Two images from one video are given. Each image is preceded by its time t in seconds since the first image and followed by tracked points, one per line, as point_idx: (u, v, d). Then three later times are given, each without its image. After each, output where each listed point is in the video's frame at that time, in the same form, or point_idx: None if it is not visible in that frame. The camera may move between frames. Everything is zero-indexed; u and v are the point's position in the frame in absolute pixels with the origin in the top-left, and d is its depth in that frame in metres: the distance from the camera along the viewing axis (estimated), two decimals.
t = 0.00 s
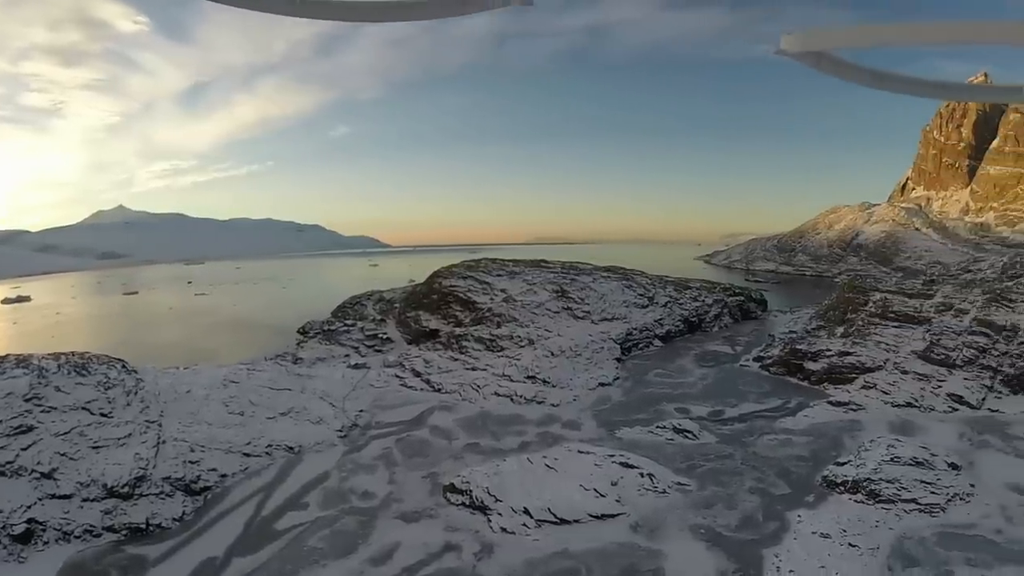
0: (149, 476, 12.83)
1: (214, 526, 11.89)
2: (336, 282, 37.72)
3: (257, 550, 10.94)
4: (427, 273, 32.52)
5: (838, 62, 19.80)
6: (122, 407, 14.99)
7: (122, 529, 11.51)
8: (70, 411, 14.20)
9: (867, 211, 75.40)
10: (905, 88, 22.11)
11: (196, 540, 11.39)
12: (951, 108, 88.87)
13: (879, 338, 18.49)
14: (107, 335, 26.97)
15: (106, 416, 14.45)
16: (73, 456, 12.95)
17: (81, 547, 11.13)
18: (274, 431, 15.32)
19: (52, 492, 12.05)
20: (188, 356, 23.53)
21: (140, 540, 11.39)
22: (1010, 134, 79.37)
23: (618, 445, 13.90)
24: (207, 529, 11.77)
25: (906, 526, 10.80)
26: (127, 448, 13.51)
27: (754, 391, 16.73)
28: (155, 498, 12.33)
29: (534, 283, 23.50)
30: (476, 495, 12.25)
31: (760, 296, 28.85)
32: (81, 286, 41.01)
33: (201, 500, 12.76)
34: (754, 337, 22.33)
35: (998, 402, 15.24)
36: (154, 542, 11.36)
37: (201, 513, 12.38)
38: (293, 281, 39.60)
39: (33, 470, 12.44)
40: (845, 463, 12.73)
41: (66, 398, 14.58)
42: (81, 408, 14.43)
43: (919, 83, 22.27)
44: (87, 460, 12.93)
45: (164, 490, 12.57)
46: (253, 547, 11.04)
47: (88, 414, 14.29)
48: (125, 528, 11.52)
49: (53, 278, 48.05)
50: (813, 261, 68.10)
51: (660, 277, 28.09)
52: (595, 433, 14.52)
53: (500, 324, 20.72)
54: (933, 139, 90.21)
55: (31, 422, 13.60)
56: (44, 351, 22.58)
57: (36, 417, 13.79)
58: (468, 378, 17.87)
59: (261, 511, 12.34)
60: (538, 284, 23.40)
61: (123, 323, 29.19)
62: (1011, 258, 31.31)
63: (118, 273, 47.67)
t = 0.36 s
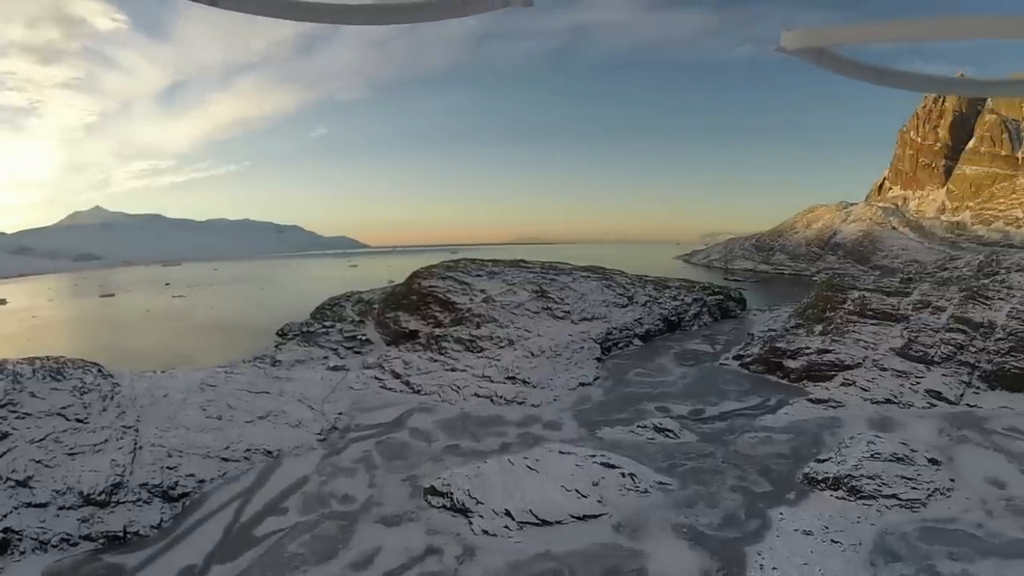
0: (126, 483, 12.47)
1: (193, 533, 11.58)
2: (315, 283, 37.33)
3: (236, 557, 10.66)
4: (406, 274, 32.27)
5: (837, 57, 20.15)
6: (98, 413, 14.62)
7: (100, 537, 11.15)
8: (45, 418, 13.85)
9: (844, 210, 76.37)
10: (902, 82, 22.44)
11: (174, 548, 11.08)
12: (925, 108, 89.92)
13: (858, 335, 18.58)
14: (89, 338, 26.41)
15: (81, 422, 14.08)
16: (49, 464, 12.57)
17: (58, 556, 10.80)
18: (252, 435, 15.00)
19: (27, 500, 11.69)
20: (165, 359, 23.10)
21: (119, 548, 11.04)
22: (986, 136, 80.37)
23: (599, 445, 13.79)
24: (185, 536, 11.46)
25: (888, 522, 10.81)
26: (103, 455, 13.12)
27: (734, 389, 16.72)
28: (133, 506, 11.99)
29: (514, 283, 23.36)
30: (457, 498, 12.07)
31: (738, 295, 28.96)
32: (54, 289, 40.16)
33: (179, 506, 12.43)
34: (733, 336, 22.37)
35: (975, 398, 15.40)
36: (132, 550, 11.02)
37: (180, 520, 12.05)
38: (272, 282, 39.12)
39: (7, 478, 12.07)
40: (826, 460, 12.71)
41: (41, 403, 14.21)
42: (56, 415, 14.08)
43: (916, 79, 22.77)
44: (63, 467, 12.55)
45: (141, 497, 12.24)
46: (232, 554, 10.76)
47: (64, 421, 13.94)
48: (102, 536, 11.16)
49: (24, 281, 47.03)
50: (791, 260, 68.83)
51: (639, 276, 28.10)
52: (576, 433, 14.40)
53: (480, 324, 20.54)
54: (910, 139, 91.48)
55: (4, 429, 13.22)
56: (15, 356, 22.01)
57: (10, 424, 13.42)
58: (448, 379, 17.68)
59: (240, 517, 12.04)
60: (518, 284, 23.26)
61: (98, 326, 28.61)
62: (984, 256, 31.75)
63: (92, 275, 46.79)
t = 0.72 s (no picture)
0: (100, 491, 12.09)
1: (168, 541, 11.24)
2: (292, 285, 36.89)
3: (212, 566, 10.35)
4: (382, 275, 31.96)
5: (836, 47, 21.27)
6: (70, 420, 14.21)
7: (74, 548, 10.79)
8: (15, 426, 13.41)
9: (818, 209, 77.39)
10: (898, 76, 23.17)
11: (149, 558, 10.74)
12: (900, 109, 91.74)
13: (833, 332, 18.68)
14: (64, 343, 25.80)
15: (53, 429, 13.64)
16: (20, 473, 12.14)
17: (31, 568, 10.41)
18: (227, 440, 14.65)
19: None
20: (138, 364, 22.59)
21: (93, 560, 10.69)
22: (959, 137, 82.09)
23: (577, 445, 13.67)
24: (161, 545, 11.12)
25: (867, 517, 10.82)
26: (76, 462, 12.71)
27: (711, 387, 16.71)
28: (107, 515, 11.62)
29: (490, 283, 23.20)
30: (435, 501, 11.86)
31: (714, 293, 29.06)
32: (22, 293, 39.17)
33: (154, 515, 12.08)
34: (709, 334, 22.42)
35: (950, 393, 15.56)
36: (105, 561, 10.66)
37: (155, 529, 11.71)
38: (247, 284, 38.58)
39: None
40: (804, 456, 12.70)
41: (9, 412, 13.73)
42: (26, 423, 13.63)
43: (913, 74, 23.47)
44: (35, 476, 12.12)
45: (116, 505, 11.86)
46: (208, 563, 10.45)
47: (35, 429, 13.50)
48: (76, 547, 10.80)
49: None
50: (767, 259, 69.65)
51: (616, 276, 28.10)
52: (554, 433, 14.26)
53: (456, 325, 20.35)
54: (884, 140, 93.04)
55: None
56: None
57: None
58: (425, 381, 17.46)
59: (216, 524, 11.72)
60: (494, 284, 23.11)
61: (69, 331, 27.92)
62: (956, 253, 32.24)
63: (60, 280, 45.72)
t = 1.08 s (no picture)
0: (73, 499, 11.71)
1: (143, 551, 10.91)
2: (266, 287, 36.35)
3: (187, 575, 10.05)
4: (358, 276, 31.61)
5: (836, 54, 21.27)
6: (42, 427, 13.78)
7: (47, 559, 10.43)
8: None
9: (792, 208, 78.22)
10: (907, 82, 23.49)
11: (124, 568, 10.41)
12: (875, 110, 91.68)
13: (809, 330, 18.76)
14: (32, 348, 25.11)
15: (24, 438, 13.21)
16: None
17: None
18: (202, 446, 14.30)
19: None
20: (110, 368, 22.06)
21: (67, 571, 10.33)
22: (931, 137, 83.83)
23: (555, 445, 13.54)
24: (136, 554, 10.79)
25: (846, 512, 10.82)
26: (47, 471, 12.30)
27: (688, 386, 16.69)
28: (81, 524, 11.26)
29: (466, 284, 23.05)
30: (413, 504, 11.65)
31: (690, 292, 29.13)
32: None
33: (129, 523, 11.73)
34: (686, 333, 22.46)
35: (926, 388, 15.68)
36: (79, 572, 10.31)
37: (130, 538, 11.36)
38: (220, 286, 37.94)
39: None
40: (782, 453, 12.69)
41: None
42: None
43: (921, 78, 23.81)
44: (5, 486, 11.70)
45: (90, 515, 11.50)
46: (183, 572, 10.15)
47: (4, 437, 13.04)
48: (50, 558, 10.44)
49: None
50: (742, 257, 70.28)
51: (592, 276, 28.06)
52: (532, 434, 14.13)
53: (432, 326, 20.15)
54: (857, 140, 93.87)
55: None
56: None
57: None
58: (401, 382, 17.25)
59: (192, 532, 11.40)
60: (470, 285, 22.96)
61: (36, 335, 27.16)
62: (926, 252, 32.63)
63: (24, 284, 44.54)
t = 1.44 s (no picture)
0: (46, 509, 11.37)
1: (117, 561, 10.60)
2: (241, 289, 35.82)
3: None
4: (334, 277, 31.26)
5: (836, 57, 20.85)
6: (13, 435, 13.30)
7: (20, 572, 10.11)
8: None
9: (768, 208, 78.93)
10: (906, 84, 23.07)
11: None
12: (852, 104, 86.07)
13: (785, 327, 18.84)
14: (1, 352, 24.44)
15: None
16: None
17: None
18: (178, 451, 13.96)
19: None
20: (83, 373, 21.56)
21: None
22: (905, 137, 82.58)
23: (534, 446, 13.43)
24: (111, 565, 10.48)
25: (825, 508, 10.82)
26: (19, 480, 11.91)
27: (666, 384, 16.66)
28: (55, 535, 10.93)
29: (442, 284, 22.89)
30: (391, 508, 11.45)
31: (667, 291, 29.17)
32: None
33: (104, 532, 11.41)
34: (663, 332, 22.47)
35: (901, 383, 15.82)
36: None
37: (105, 547, 11.05)
38: (194, 288, 37.30)
39: None
40: (761, 451, 12.68)
41: None
42: None
43: (911, 79, 23.39)
44: None
45: (64, 524, 11.17)
46: None
47: None
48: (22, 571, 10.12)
49: None
50: (718, 256, 70.68)
51: (568, 275, 28.00)
52: (510, 435, 14.01)
53: (409, 327, 19.96)
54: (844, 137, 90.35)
55: None
56: None
57: None
58: (378, 385, 17.04)
59: (168, 540, 11.11)
60: (446, 285, 22.81)
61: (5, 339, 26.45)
62: (899, 250, 33.00)
63: None
